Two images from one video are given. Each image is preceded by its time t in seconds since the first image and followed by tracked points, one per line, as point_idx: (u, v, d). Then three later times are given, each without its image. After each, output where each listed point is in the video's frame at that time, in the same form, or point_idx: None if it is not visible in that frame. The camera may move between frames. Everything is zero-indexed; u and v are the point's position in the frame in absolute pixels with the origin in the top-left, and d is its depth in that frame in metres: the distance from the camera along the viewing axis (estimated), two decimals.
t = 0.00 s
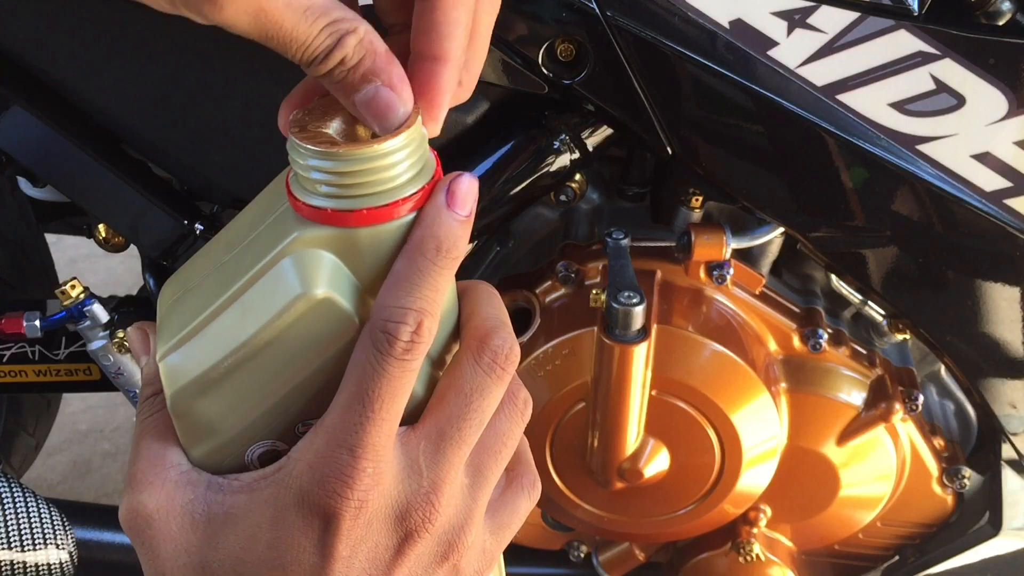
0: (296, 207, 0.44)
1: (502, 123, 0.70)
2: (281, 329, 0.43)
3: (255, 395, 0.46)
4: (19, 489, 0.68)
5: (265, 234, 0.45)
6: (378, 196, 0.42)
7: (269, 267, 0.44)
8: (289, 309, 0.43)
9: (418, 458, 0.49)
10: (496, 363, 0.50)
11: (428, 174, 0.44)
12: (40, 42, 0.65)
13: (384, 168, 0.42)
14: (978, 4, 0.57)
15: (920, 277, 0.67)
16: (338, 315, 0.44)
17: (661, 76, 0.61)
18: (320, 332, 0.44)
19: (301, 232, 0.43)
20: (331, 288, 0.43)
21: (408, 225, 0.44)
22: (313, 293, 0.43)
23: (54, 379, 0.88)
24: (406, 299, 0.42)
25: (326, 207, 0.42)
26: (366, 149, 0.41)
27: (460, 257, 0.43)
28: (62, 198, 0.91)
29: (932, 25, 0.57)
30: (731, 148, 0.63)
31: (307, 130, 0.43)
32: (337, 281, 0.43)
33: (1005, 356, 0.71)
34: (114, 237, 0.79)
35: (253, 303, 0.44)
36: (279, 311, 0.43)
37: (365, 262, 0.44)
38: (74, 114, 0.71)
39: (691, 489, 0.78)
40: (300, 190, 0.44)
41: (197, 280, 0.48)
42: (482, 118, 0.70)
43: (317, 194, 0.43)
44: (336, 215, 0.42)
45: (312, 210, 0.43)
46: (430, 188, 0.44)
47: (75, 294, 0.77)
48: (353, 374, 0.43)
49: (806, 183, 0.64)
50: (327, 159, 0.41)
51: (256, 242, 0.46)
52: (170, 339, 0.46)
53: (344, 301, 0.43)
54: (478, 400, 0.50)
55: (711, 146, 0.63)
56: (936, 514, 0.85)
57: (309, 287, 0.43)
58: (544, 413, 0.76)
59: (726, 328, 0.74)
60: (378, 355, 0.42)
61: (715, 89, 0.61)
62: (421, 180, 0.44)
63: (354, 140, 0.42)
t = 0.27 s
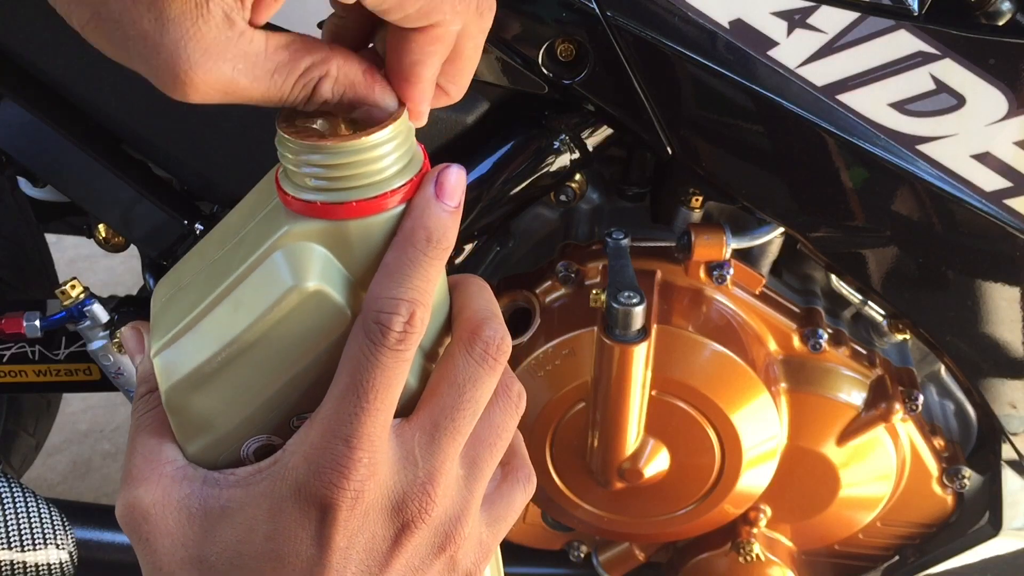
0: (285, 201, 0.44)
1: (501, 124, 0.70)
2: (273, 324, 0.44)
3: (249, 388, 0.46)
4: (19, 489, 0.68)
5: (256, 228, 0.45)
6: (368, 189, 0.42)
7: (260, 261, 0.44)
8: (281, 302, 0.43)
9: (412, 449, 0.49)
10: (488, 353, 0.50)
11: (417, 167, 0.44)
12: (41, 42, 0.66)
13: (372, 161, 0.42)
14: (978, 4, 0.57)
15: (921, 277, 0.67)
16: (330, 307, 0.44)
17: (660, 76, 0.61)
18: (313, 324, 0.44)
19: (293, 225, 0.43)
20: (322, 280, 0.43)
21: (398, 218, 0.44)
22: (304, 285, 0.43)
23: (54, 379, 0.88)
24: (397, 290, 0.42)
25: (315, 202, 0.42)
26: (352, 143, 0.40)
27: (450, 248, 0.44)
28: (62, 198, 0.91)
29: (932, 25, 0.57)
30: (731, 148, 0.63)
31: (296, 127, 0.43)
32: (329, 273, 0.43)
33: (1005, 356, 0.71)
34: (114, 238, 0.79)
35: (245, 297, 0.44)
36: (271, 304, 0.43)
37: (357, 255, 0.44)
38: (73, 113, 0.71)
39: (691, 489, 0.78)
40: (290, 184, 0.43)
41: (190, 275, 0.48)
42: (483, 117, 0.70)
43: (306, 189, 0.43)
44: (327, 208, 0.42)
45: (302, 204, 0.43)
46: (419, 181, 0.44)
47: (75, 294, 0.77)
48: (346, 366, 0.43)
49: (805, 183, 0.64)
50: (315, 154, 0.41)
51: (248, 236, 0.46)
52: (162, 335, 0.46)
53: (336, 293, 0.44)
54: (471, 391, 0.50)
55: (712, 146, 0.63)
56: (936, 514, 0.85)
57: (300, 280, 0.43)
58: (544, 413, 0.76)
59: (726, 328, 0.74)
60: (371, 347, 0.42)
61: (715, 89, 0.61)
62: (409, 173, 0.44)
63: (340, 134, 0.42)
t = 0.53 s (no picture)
0: (318, 192, 0.44)
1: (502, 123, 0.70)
2: (311, 313, 0.44)
3: (278, 379, 0.46)
4: (19, 489, 0.68)
5: (288, 220, 0.45)
6: (401, 183, 0.43)
7: (297, 251, 0.44)
8: (318, 292, 0.43)
9: (440, 438, 0.49)
10: (511, 342, 0.50)
11: (450, 160, 0.45)
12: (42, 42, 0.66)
13: (406, 155, 0.42)
14: (978, 4, 0.57)
15: (920, 278, 0.67)
16: (365, 297, 0.44)
17: (660, 76, 0.61)
18: (345, 314, 0.45)
19: (327, 218, 0.43)
20: (356, 274, 0.44)
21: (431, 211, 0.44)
22: (340, 279, 0.43)
23: (53, 379, 0.88)
24: (441, 285, 0.44)
25: (350, 192, 0.43)
26: (390, 135, 0.41)
27: (489, 242, 0.45)
28: (62, 198, 0.91)
29: (932, 25, 0.57)
30: (731, 148, 0.63)
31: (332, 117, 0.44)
32: (363, 265, 0.44)
33: (1005, 356, 0.71)
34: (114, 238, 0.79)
35: (283, 285, 0.44)
36: (307, 294, 0.44)
37: (392, 247, 0.44)
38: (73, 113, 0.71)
39: (691, 489, 0.78)
40: (323, 173, 0.44)
41: (216, 264, 0.48)
42: (483, 117, 0.69)
43: (340, 179, 0.43)
44: (362, 201, 0.43)
45: (334, 194, 0.43)
46: (452, 175, 0.45)
47: (75, 294, 0.77)
48: (385, 356, 0.43)
49: (805, 183, 0.64)
50: (350, 149, 0.42)
51: (278, 228, 0.46)
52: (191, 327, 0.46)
53: (370, 286, 0.44)
54: (495, 378, 0.50)
55: (712, 146, 0.63)
56: (936, 514, 0.85)
57: (337, 272, 0.43)
58: (544, 413, 0.76)
59: (726, 328, 0.74)
60: (413, 339, 0.43)
61: (715, 89, 0.61)
62: (443, 167, 0.44)
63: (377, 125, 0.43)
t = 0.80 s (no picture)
0: (399, 283, 0.35)
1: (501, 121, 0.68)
2: (410, 446, 0.35)
3: (349, 522, 0.37)
4: (19, 488, 0.68)
5: (365, 318, 0.36)
6: (519, 289, 0.33)
7: (385, 368, 0.35)
8: (413, 426, 0.34)
9: (550, 557, 0.42)
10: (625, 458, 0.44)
11: (569, 262, 0.35)
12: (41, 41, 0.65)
13: (528, 257, 0.33)
14: (978, 4, 0.57)
15: (920, 278, 0.67)
16: (469, 432, 0.35)
17: (660, 75, 0.61)
18: (444, 451, 0.35)
19: (424, 328, 0.34)
20: (462, 399, 0.34)
21: (542, 323, 0.35)
22: (439, 409, 0.34)
23: (53, 379, 0.88)
24: (594, 415, 0.40)
25: (434, 289, 0.34)
26: (508, 232, 0.32)
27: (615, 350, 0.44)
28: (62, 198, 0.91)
29: (932, 25, 0.57)
30: (731, 148, 0.63)
31: (429, 195, 0.34)
32: (464, 385, 0.35)
33: (1005, 357, 0.71)
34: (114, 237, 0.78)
35: (371, 409, 0.35)
36: (402, 427, 0.34)
37: (501, 363, 0.35)
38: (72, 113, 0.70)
39: (691, 489, 0.78)
40: (406, 259, 0.35)
41: (266, 365, 0.39)
42: (482, 117, 0.67)
43: (420, 268, 0.34)
44: (471, 310, 0.33)
45: (416, 289, 0.34)
46: (568, 281, 0.35)
47: (76, 294, 0.77)
48: (514, 489, 0.38)
49: (805, 183, 0.64)
50: (462, 249, 0.32)
51: (349, 327, 0.37)
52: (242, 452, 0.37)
53: (475, 416, 0.35)
54: (608, 500, 0.44)
55: (711, 146, 0.63)
56: (936, 514, 0.85)
57: (437, 402, 0.34)
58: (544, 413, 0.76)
59: (726, 328, 0.74)
60: (559, 475, 0.39)
61: (715, 89, 0.61)
62: (561, 268, 0.35)
63: (483, 214, 0.33)
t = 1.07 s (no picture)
0: None
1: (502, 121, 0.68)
2: None
3: None
4: (19, 488, 0.68)
5: None
6: None
7: None
8: None
9: None
10: None
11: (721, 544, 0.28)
12: (41, 40, 0.65)
13: None
14: (978, 4, 0.57)
15: (921, 278, 0.67)
16: None
17: (660, 76, 0.61)
18: None
19: None
20: None
21: None
22: None
23: (53, 380, 0.88)
24: None
25: None
26: None
27: None
28: (62, 197, 0.91)
29: (932, 25, 0.57)
30: (731, 148, 0.63)
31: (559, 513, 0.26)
32: None
33: (1005, 357, 0.71)
34: (114, 236, 0.78)
35: None
36: None
37: None
38: (71, 113, 0.70)
39: (691, 489, 0.78)
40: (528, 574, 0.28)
41: None
42: (483, 117, 0.67)
43: None
44: None
45: None
46: None
47: (75, 294, 0.77)
48: None
49: (805, 183, 0.64)
50: None
51: None
52: None
53: None
54: None
55: (711, 146, 0.63)
56: (936, 514, 0.85)
57: None
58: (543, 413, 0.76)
59: (725, 327, 0.74)
60: None
61: (716, 90, 0.61)
62: None
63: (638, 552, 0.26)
